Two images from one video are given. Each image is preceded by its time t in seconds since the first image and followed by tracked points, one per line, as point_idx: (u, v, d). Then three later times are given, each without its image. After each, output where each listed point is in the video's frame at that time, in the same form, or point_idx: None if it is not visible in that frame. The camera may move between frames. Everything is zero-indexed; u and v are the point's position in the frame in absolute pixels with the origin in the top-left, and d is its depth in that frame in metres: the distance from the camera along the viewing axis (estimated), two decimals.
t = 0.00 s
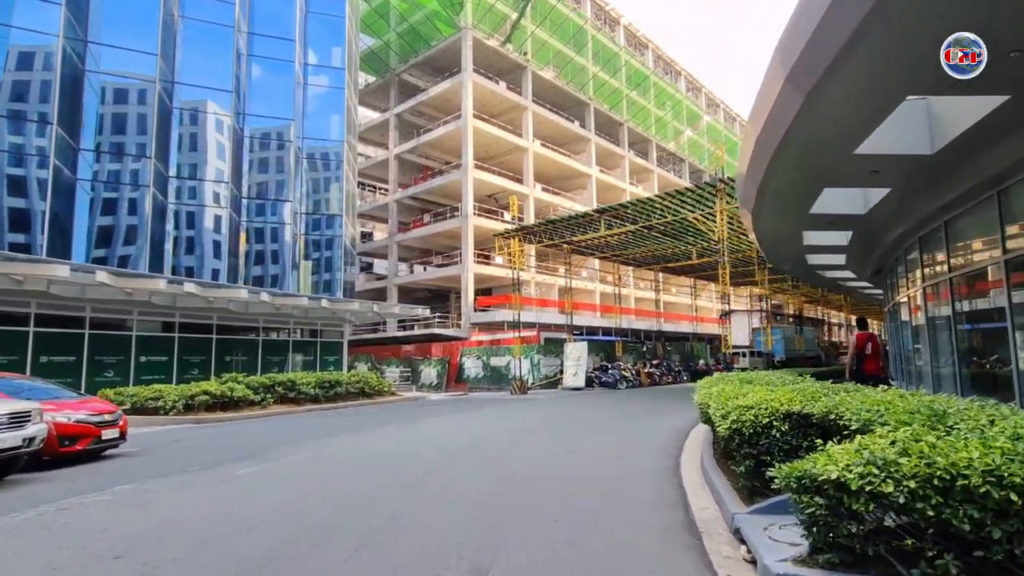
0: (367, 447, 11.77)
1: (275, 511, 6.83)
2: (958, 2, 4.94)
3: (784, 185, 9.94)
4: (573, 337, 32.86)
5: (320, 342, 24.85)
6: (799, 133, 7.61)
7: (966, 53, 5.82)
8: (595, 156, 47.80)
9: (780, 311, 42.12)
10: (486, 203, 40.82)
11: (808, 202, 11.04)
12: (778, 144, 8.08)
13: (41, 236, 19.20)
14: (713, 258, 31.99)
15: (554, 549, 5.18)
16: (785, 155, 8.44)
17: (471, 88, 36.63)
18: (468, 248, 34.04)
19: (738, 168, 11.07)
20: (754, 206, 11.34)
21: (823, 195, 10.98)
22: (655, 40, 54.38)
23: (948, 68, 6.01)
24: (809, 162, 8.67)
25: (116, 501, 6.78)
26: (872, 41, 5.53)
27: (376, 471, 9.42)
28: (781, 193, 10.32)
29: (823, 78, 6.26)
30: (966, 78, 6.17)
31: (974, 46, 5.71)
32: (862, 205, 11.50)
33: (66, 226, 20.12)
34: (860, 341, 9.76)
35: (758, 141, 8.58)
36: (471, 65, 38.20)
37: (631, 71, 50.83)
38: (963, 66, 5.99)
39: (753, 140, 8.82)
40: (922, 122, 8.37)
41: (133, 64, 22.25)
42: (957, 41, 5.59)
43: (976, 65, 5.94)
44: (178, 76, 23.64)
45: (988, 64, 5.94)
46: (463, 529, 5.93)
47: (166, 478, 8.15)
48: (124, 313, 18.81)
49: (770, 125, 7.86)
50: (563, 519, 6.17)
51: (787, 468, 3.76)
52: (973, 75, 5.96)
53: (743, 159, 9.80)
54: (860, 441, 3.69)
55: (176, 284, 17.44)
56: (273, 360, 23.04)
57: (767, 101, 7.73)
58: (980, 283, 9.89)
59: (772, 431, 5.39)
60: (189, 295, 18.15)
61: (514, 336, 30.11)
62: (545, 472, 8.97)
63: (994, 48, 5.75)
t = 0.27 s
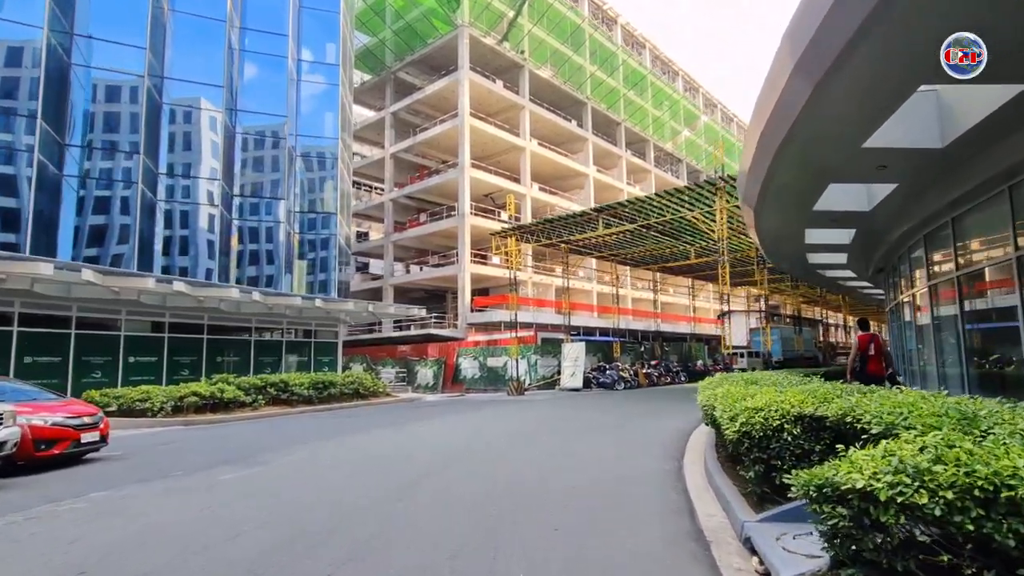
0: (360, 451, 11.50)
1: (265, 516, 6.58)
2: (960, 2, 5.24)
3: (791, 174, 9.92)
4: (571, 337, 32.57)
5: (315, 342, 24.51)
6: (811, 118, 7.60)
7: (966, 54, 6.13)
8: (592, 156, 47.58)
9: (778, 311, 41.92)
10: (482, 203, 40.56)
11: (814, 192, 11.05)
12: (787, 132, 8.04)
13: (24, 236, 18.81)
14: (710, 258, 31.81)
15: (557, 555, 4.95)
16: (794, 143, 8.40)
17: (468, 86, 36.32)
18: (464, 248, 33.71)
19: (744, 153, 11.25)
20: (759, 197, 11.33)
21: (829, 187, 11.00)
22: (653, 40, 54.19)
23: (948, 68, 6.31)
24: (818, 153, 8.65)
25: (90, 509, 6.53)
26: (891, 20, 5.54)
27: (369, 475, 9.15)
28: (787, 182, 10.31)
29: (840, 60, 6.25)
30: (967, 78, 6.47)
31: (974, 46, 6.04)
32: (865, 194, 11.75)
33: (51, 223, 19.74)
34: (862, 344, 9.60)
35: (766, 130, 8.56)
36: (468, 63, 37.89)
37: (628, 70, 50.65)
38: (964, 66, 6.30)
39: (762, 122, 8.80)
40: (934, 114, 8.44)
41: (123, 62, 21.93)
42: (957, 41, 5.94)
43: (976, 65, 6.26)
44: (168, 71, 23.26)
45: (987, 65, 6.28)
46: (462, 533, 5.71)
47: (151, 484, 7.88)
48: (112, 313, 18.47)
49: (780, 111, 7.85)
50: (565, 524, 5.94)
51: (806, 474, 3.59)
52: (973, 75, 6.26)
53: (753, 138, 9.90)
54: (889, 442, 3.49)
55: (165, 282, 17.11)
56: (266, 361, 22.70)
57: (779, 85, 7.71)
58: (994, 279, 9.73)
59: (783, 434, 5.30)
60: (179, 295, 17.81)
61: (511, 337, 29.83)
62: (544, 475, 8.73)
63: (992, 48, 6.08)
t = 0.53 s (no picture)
0: (349, 454, 11.17)
1: (247, 530, 6.26)
2: (959, 3, 5.22)
3: (793, 170, 9.83)
4: (565, 338, 32.28)
5: (305, 342, 24.09)
6: (812, 114, 7.46)
7: (966, 55, 6.05)
8: (587, 155, 47.35)
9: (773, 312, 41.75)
10: (477, 202, 40.22)
11: (816, 188, 10.96)
12: (789, 128, 7.90)
13: (5, 232, 18.15)
14: (706, 258, 31.61)
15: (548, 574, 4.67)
16: (797, 140, 8.26)
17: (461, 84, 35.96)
18: (458, 247, 33.36)
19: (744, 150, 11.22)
20: (760, 193, 11.23)
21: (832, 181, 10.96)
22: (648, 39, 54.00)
23: (948, 69, 6.22)
24: (820, 150, 8.61)
25: (53, 525, 6.21)
26: (895, 15, 5.43)
27: (357, 482, 8.82)
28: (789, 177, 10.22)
29: (842, 55, 6.09)
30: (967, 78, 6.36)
31: (974, 47, 5.97)
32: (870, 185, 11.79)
33: (34, 219, 19.17)
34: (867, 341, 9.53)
35: (768, 124, 8.44)
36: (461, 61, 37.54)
37: (623, 69, 50.40)
38: (964, 67, 6.20)
39: (762, 121, 8.71)
40: (942, 107, 8.31)
41: (110, 55, 21.40)
42: (957, 41, 5.88)
43: (975, 65, 6.14)
44: (153, 65, 22.85)
45: (988, 63, 6.16)
46: (453, 548, 5.42)
47: (126, 496, 7.51)
48: (96, 312, 18.05)
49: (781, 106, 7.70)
50: (562, 536, 5.67)
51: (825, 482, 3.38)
52: (973, 75, 6.15)
53: (751, 135, 9.76)
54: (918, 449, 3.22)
55: (150, 281, 16.65)
56: (255, 361, 22.28)
57: (780, 80, 7.57)
58: (1002, 277, 9.67)
59: (793, 439, 5.15)
60: (164, 294, 17.38)
61: (504, 337, 29.52)
62: (538, 481, 8.43)
63: (992, 47, 6.01)
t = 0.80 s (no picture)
0: (336, 456, 10.86)
1: (227, 537, 5.98)
2: (959, 4, 5.35)
3: (797, 159, 9.99)
4: (557, 337, 32.03)
5: (295, 342, 23.68)
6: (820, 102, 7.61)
7: (966, 54, 6.20)
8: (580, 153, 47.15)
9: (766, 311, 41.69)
10: (469, 200, 39.89)
11: (817, 181, 11.10)
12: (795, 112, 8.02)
13: None
14: (701, 256, 31.51)
15: None
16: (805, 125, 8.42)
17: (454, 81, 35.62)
18: (449, 245, 33.04)
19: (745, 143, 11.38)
20: (762, 183, 11.37)
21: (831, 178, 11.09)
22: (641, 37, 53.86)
23: (949, 68, 6.39)
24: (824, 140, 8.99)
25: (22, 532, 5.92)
26: (895, 18, 5.61)
27: (343, 485, 8.53)
28: (792, 166, 10.35)
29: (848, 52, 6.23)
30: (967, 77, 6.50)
31: (974, 46, 6.10)
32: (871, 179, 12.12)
33: (15, 215, 18.71)
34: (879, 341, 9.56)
35: (774, 107, 8.56)
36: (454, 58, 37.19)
37: (616, 68, 50.21)
38: (964, 66, 6.35)
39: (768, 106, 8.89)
40: (954, 102, 8.60)
41: (94, 47, 20.88)
42: (957, 41, 6.01)
43: (975, 64, 6.28)
44: (139, 58, 22.40)
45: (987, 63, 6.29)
46: (444, 562, 5.17)
47: (101, 503, 7.19)
48: (79, 309, 17.62)
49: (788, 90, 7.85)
50: (557, 552, 5.45)
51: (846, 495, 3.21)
52: (972, 75, 6.30)
53: (755, 121, 9.93)
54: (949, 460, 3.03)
55: (134, 278, 16.20)
56: (243, 361, 21.89)
57: (782, 77, 7.93)
58: (1009, 276, 10.14)
59: (803, 446, 5.13)
60: (149, 291, 16.96)
61: (497, 336, 29.26)
62: (532, 486, 8.19)
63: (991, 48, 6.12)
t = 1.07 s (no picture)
0: (322, 457, 10.50)
1: (205, 545, 5.63)
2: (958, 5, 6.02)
3: (798, 154, 9.97)
4: (548, 336, 31.79)
5: (282, 340, 23.23)
6: (830, 84, 7.61)
7: (965, 54, 7.09)
8: (572, 152, 46.94)
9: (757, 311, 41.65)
10: (459, 198, 39.53)
11: (815, 176, 11.09)
12: (803, 95, 7.97)
13: None
14: (693, 254, 31.40)
15: None
16: (812, 111, 8.40)
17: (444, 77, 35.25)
18: (440, 243, 32.68)
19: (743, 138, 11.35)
20: (760, 177, 11.33)
21: (830, 173, 11.06)
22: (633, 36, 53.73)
23: (951, 67, 7.28)
24: (826, 132, 9.09)
25: None
26: None
27: (329, 488, 8.18)
28: (790, 161, 10.32)
29: (865, 21, 6.27)
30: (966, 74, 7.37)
31: (973, 46, 6.99)
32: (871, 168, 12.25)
33: None
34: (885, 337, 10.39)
35: (777, 99, 8.57)
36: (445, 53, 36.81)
37: (608, 66, 50.02)
38: (964, 65, 7.27)
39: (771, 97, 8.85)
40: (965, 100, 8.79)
41: (74, 38, 20.32)
42: (958, 40, 6.82)
43: (974, 63, 7.26)
44: (120, 49, 21.87)
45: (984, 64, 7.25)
46: (435, 572, 4.84)
47: (70, 511, 6.78)
48: (58, 306, 17.13)
49: (795, 73, 7.81)
50: (552, 562, 5.07)
51: (874, 505, 3.40)
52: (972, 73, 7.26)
53: (754, 115, 9.90)
54: (987, 472, 3.16)
55: (115, 274, 15.73)
56: (228, 360, 21.44)
57: (786, 65, 8.09)
58: (1012, 275, 10.11)
59: (816, 449, 4.98)
60: (130, 288, 16.49)
61: (487, 335, 28.97)
62: (526, 489, 7.89)
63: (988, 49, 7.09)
